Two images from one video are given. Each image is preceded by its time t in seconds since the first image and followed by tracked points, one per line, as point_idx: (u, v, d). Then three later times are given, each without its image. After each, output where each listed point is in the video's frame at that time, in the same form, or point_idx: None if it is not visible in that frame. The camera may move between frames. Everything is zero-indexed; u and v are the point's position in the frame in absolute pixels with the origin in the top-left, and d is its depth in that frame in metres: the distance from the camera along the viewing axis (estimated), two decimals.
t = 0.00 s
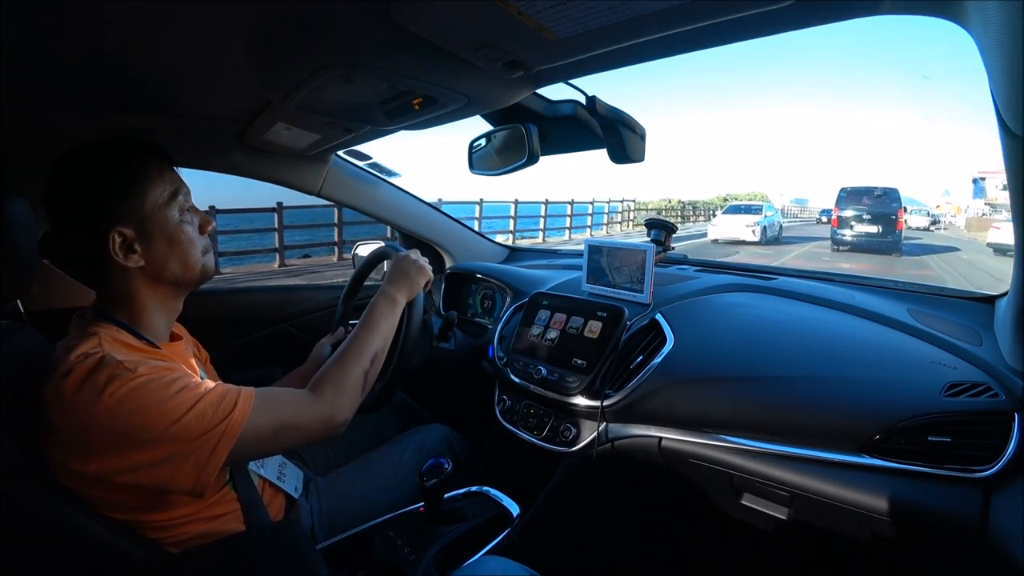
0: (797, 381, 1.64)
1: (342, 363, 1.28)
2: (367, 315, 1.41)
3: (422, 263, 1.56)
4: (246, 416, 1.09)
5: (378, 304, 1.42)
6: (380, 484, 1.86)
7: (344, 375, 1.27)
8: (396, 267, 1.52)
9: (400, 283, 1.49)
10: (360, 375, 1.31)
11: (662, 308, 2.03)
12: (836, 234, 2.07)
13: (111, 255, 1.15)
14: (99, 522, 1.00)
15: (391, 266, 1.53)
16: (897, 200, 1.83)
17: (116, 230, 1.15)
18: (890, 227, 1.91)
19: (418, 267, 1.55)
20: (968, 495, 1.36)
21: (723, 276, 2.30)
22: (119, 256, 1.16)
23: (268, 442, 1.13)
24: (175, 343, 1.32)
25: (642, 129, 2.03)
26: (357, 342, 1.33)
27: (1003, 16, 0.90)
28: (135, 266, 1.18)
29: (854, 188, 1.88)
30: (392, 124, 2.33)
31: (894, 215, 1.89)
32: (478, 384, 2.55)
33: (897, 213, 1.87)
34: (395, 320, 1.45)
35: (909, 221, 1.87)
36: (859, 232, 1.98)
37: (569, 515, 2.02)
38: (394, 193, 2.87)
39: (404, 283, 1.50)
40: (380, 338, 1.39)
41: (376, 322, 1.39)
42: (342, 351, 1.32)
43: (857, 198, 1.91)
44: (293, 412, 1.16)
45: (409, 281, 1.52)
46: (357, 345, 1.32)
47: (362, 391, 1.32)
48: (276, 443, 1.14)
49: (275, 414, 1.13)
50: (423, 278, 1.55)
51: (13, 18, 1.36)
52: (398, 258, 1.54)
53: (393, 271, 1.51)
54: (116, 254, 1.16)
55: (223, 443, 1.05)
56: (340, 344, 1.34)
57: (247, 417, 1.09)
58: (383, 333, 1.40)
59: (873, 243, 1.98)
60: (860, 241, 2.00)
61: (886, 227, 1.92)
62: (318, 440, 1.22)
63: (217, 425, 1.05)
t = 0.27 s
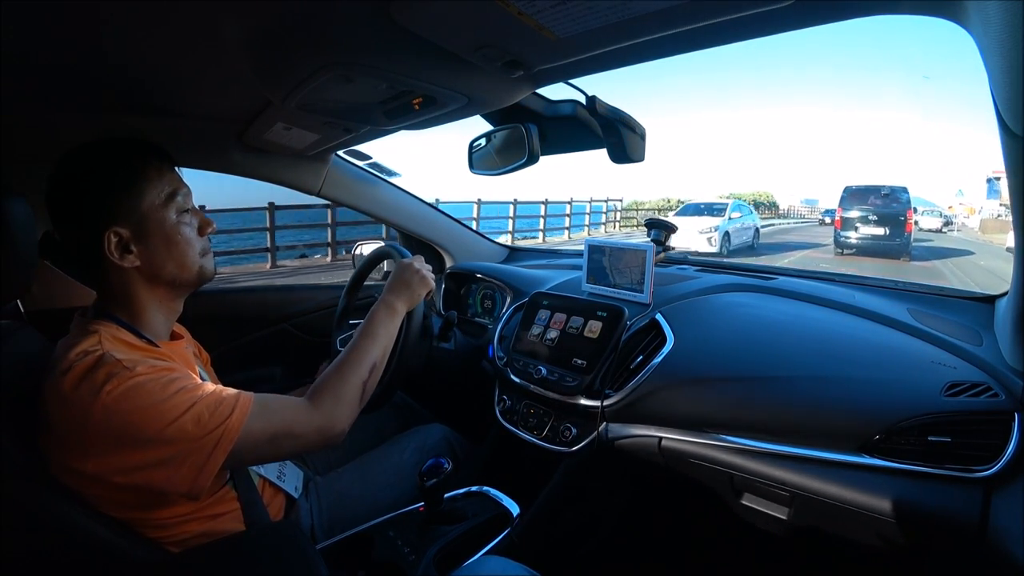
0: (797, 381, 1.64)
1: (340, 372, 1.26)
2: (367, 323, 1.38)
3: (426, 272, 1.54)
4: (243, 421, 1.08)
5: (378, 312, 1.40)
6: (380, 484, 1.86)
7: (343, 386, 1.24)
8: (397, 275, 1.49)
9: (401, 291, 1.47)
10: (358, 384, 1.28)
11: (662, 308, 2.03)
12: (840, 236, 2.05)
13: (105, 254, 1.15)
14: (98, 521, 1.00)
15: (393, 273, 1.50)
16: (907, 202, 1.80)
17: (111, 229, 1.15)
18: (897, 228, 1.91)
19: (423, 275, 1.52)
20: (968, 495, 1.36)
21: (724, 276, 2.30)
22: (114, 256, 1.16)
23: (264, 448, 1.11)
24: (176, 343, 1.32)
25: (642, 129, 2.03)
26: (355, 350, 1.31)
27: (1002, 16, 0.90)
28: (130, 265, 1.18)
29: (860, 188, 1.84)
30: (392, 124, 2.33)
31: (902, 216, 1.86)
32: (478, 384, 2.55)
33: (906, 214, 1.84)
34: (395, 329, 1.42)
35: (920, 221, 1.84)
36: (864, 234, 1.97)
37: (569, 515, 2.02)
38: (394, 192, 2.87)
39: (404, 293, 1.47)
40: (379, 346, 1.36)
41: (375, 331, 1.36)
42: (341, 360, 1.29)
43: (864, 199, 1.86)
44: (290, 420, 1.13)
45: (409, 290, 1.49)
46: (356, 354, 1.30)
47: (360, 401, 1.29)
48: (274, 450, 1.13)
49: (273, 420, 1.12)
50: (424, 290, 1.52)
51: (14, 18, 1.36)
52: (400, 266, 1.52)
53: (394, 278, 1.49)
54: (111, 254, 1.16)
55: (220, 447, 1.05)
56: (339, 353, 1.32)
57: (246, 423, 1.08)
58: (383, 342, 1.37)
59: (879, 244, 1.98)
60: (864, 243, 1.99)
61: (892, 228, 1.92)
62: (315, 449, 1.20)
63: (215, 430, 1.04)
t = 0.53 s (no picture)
0: (797, 381, 1.64)
1: (339, 375, 1.27)
2: (366, 325, 1.39)
3: (427, 273, 1.54)
4: (242, 424, 1.08)
5: (377, 314, 1.40)
6: (380, 484, 1.86)
7: (341, 388, 1.25)
8: (396, 277, 1.49)
9: (400, 293, 1.47)
10: (357, 388, 1.29)
11: (662, 308, 2.03)
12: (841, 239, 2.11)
13: (99, 253, 1.15)
14: (97, 521, 1.00)
15: (393, 276, 1.50)
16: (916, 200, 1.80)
17: (105, 227, 1.15)
18: (902, 230, 1.92)
19: (423, 276, 1.52)
20: (968, 495, 1.36)
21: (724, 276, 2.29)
22: (108, 255, 1.16)
23: (262, 451, 1.12)
24: (176, 342, 1.32)
25: (642, 129, 2.03)
26: (354, 354, 1.31)
27: (1002, 16, 0.90)
28: (123, 265, 1.18)
29: (865, 186, 1.91)
30: (392, 124, 2.33)
31: (909, 217, 1.86)
32: (478, 384, 2.55)
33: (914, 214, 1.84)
34: (395, 330, 1.43)
35: (929, 222, 1.82)
36: (868, 236, 2.02)
37: (569, 515, 2.02)
38: (394, 192, 2.86)
39: (404, 294, 1.47)
40: (378, 349, 1.37)
41: (375, 334, 1.37)
42: (341, 363, 1.30)
43: (867, 198, 1.94)
44: (288, 421, 1.14)
45: (409, 292, 1.49)
46: (354, 357, 1.31)
47: (359, 404, 1.30)
48: (273, 452, 1.14)
49: (272, 423, 1.12)
50: (424, 292, 1.52)
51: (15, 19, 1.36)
52: (400, 268, 1.52)
53: (394, 280, 1.49)
54: (104, 253, 1.15)
55: (219, 449, 1.05)
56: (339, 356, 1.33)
57: (246, 425, 1.08)
58: (382, 346, 1.38)
59: (885, 248, 2.00)
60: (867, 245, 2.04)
61: (898, 230, 1.94)
62: (315, 452, 1.20)
63: (214, 434, 1.04)
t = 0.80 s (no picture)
0: (797, 381, 1.64)
1: (338, 377, 1.27)
2: (365, 328, 1.38)
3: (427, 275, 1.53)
4: (243, 426, 1.08)
5: (376, 316, 1.39)
6: (380, 484, 1.86)
7: (339, 392, 1.25)
8: (395, 279, 1.48)
9: (399, 295, 1.46)
10: (356, 390, 1.29)
11: (662, 308, 2.03)
12: (845, 239, 2.05)
13: (97, 251, 1.15)
14: (97, 520, 1.00)
15: (392, 277, 1.49)
16: (921, 198, 1.73)
17: (103, 226, 1.15)
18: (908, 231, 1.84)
19: (422, 278, 1.51)
20: (968, 495, 1.36)
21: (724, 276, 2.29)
22: (106, 253, 1.16)
23: (262, 453, 1.12)
24: (175, 341, 1.32)
25: (642, 129, 2.03)
26: (353, 356, 1.31)
27: (1002, 16, 0.90)
28: (122, 263, 1.18)
29: (869, 183, 1.84)
30: (392, 124, 2.33)
31: (917, 216, 1.77)
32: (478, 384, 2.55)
33: (922, 212, 1.75)
34: (395, 332, 1.42)
35: (938, 221, 1.74)
36: (873, 236, 1.96)
37: (569, 514, 2.02)
38: (394, 192, 2.86)
39: (403, 296, 1.46)
40: (377, 351, 1.36)
41: (374, 336, 1.36)
42: (340, 366, 1.30)
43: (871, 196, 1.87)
44: (287, 424, 1.15)
45: (409, 294, 1.48)
46: (353, 360, 1.31)
47: (358, 406, 1.30)
48: (273, 454, 1.14)
49: (272, 424, 1.13)
50: (423, 293, 1.50)
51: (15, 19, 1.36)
52: (399, 269, 1.50)
53: (394, 281, 1.48)
54: (101, 252, 1.16)
55: (219, 451, 1.05)
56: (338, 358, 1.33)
57: (246, 427, 1.09)
58: (382, 347, 1.37)
59: (890, 248, 1.93)
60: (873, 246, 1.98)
61: (904, 231, 1.86)
62: (314, 454, 1.21)
63: (214, 436, 1.04)
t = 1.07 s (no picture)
0: (797, 381, 1.64)
1: (338, 384, 1.27)
2: (365, 333, 1.37)
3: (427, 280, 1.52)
4: (244, 433, 1.09)
5: (376, 322, 1.38)
6: (380, 485, 1.86)
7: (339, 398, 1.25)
8: (395, 284, 1.47)
9: (399, 300, 1.45)
10: (355, 397, 1.29)
11: (662, 308, 2.03)
12: (848, 240, 2.03)
13: (102, 257, 1.15)
14: (97, 521, 1.00)
15: (392, 282, 1.48)
16: (929, 197, 1.68)
17: (107, 230, 1.15)
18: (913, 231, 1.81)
19: (422, 284, 1.50)
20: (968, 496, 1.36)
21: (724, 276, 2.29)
22: (109, 257, 1.16)
23: (262, 458, 1.13)
24: (176, 342, 1.32)
25: (642, 129, 2.03)
26: (353, 363, 1.31)
27: (1003, 15, 0.90)
28: (124, 267, 1.18)
29: (873, 179, 1.83)
30: (392, 124, 2.33)
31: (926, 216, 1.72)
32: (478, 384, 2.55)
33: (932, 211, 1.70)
34: (394, 338, 1.41)
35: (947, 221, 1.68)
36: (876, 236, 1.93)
37: (569, 515, 2.02)
38: (394, 193, 2.86)
39: (403, 301, 1.46)
40: (378, 358, 1.36)
41: (374, 341, 1.35)
42: (339, 372, 1.29)
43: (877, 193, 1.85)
44: (286, 430, 1.15)
45: (409, 299, 1.47)
46: (353, 366, 1.30)
47: (358, 412, 1.30)
48: (273, 460, 1.15)
49: (272, 432, 1.13)
50: (423, 299, 1.50)
51: (16, 19, 1.36)
52: (399, 274, 1.49)
53: (394, 286, 1.47)
54: (106, 256, 1.16)
55: (220, 458, 1.06)
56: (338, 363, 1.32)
57: (247, 434, 1.09)
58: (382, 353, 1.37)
59: (894, 250, 1.89)
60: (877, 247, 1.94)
61: (909, 231, 1.82)
62: (314, 458, 1.21)
63: (215, 443, 1.05)
